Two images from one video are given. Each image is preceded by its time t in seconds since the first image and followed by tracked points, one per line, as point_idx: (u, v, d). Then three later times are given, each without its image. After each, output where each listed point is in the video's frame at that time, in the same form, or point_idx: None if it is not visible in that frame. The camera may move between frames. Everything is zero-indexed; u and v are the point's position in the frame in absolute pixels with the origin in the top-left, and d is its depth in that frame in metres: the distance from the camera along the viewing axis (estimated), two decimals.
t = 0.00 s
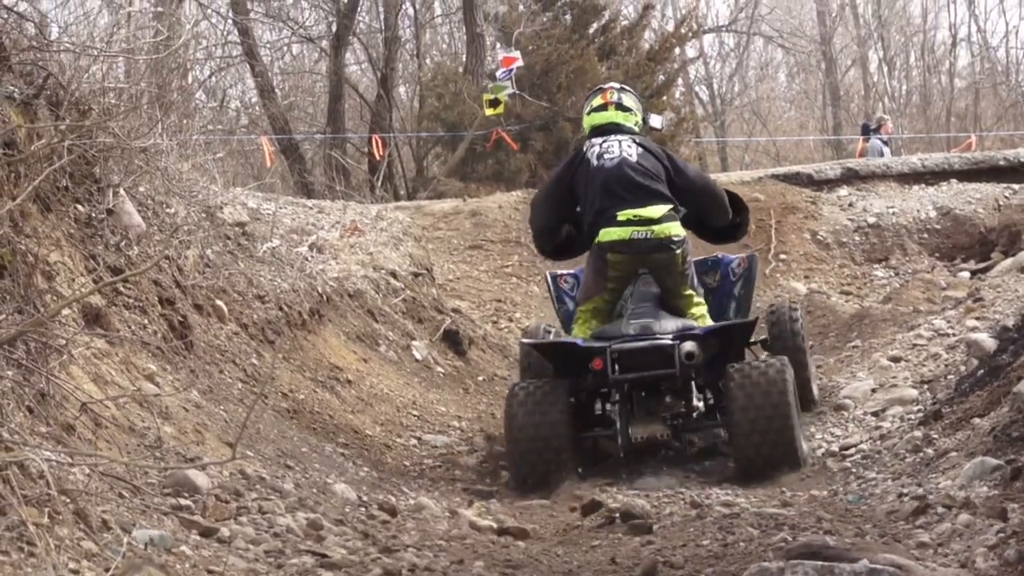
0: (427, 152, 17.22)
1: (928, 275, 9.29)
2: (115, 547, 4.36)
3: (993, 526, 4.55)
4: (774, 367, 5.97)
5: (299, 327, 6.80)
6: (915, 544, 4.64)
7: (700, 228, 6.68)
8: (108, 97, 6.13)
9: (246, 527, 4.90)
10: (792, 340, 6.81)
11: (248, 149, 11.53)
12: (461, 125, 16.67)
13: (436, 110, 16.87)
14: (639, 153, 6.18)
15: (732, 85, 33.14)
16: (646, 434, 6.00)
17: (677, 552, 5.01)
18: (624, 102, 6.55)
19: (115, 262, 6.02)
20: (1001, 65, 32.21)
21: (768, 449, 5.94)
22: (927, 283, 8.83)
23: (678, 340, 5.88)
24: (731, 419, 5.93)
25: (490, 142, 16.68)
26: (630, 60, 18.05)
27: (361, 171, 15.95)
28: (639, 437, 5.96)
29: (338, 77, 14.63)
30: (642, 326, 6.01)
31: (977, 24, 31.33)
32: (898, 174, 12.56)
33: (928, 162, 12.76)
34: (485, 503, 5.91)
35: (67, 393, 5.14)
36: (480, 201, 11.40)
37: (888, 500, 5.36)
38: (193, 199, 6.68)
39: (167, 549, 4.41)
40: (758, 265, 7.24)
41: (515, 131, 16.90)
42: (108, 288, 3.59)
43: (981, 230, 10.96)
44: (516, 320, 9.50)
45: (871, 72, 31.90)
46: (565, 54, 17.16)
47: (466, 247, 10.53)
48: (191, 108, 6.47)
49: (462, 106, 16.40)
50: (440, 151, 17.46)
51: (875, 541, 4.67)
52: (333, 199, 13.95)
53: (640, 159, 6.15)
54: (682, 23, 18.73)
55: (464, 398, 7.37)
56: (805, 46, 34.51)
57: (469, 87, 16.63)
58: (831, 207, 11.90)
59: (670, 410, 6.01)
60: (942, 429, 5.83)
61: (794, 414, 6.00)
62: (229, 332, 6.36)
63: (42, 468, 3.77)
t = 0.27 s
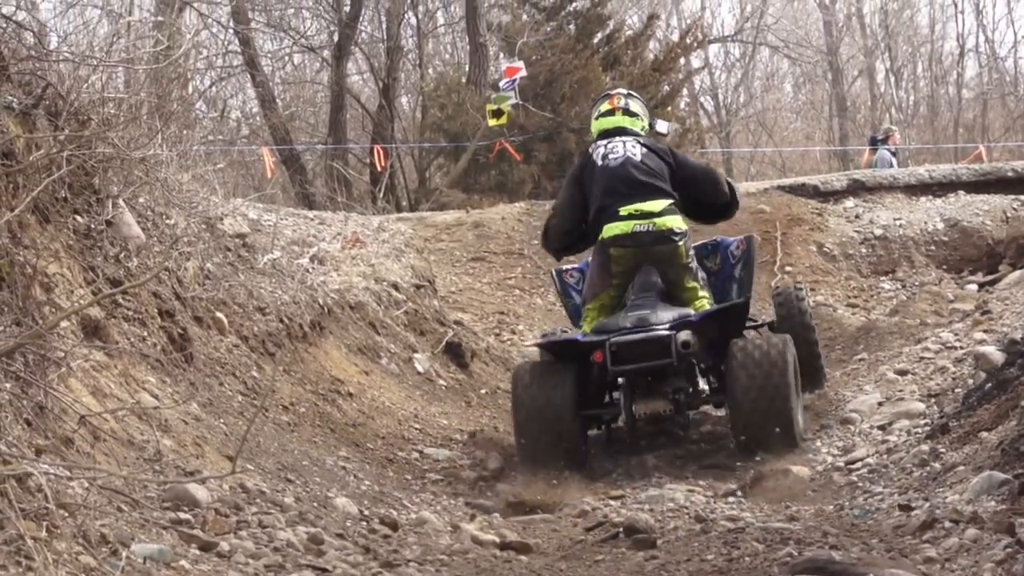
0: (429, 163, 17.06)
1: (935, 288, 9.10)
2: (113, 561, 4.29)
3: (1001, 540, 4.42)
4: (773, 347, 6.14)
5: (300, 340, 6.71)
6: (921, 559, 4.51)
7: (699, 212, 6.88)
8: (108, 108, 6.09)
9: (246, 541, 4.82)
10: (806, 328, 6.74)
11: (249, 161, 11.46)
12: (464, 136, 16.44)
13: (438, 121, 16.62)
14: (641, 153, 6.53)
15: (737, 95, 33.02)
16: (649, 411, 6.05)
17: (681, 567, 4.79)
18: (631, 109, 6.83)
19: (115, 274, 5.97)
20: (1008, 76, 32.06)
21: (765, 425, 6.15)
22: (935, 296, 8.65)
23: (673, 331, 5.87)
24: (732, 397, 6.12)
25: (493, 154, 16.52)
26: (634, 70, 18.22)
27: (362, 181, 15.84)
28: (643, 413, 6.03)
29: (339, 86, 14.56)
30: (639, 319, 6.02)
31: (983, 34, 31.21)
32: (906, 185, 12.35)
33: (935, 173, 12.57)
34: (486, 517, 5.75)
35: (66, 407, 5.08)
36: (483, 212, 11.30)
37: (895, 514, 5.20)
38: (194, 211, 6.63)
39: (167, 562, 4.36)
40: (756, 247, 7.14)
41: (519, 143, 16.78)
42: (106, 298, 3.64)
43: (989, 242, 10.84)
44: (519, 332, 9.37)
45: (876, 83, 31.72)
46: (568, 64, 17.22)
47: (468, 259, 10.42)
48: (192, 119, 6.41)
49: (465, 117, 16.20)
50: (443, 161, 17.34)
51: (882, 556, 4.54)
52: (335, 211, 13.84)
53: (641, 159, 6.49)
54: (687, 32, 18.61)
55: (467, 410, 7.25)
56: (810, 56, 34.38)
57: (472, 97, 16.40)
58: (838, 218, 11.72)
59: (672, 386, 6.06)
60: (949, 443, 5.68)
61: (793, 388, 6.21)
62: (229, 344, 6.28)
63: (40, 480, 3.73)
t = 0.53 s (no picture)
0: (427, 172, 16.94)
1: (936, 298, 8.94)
2: (106, 574, 4.21)
3: (1003, 555, 4.31)
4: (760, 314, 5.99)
5: (295, 350, 6.62)
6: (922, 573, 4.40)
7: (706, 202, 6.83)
8: (102, 117, 6.02)
9: (239, 552, 4.73)
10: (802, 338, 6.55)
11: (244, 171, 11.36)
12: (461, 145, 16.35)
13: (435, 130, 16.53)
14: (642, 147, 6.56)
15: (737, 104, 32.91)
16: (641, 376, 6.14)
17: None
18: (632, 111, 6.87)
19: (108, 283, 5.89)
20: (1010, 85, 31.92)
21: (755, 395, 6.01)
22: (937, 306, 8.50)
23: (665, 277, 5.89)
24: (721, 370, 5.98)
25: (489, 162, 16.39)
26: (633, 79, 18.21)
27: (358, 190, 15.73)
28: (635, 380, 6.12)
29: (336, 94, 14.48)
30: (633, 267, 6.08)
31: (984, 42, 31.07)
32: (907, 195, 12.21)
33: (938, 183, 12.40)
34: (482, 529, 5.63)
35: (58, 417, 5.00)
36: (480, 221, 11.20)
37: (896, 527, 5.07)
38: (189, 219, 6.56)
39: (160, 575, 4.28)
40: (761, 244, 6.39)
41: (517, 151, 16.72)
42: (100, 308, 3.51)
43: (990, 252, 10.80)
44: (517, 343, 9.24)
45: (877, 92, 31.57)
46: (567, 72, 17.07)
47: (466, 269, 10.32)
48: (186, 128, 6.34)
49: (462, 125, 16.04)
50: (440, 170, 17.20)
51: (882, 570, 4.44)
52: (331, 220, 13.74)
53: (642, 152, 6.52)
54: (686, 41, 18.52)
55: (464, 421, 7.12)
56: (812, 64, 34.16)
57: (468, 107, 16.16)
58: (839, 228, 11.56)
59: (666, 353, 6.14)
60: (950, 455, 5.56)
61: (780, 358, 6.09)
62: (224, 354, 6.20)
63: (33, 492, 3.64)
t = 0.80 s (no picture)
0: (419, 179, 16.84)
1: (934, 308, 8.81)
2: None
3: (1001, 567, 4.21)
4: (748, 296, 5.83)
5: (286, 360, 6.54)
6: None
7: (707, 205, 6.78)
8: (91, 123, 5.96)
9: (229, 563, 4.63)
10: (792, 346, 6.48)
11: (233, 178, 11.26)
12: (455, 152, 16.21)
13: (428, 136, 16.47)
14: (642, 140, 6.59)
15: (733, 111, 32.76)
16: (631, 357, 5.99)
17: None
18: (631, 110, 6.89)
19: (97, 291, 5.82)
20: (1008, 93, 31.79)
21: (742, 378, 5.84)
22: (934, 316, 8.36)
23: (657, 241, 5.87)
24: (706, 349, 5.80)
25: (483, 169, 16.28)
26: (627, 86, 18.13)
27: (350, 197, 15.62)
28: (624, 360, 5.96)
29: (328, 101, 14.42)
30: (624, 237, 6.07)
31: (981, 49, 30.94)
32: (904, 204, 12.07)
33: (935, 192, 12.27)
34: (475, 541, 5.52)
35: (46, 427, 4.92)
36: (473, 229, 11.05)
37: (893, 539, 4.97)
38: (178, 227, 6.49)
39: None
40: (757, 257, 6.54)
41: (508, 160, 16.77)
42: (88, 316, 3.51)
43: (988, 261, 10.71)
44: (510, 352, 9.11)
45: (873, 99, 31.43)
46: (561, 79, 17.19)
47: (459, 277, 10.20)
48: (175, 134, 6.27)
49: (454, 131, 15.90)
50: (433, 177, 17.07)
51: None
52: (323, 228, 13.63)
53: (641, 145, 6.55)
54: (680, 48, 18.45)
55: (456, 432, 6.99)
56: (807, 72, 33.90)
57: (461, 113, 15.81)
58: (835, 237, 11.35)
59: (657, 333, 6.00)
60: (946, 467, 5.47)
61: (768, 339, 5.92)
62: (214, 364, 6.13)
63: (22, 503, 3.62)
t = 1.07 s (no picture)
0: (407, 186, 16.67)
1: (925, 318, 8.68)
2: None
3: None
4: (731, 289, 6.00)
5: (271, 369, 6.45)
6: None
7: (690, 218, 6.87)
8: (75, 130, 5.89)
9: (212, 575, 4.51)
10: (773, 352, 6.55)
11: (216, 187, 11.13)
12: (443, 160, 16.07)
13: (417, 145, 16.29)
14: (638, 145, 6.68)
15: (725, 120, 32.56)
16: (619, 351, 6.24)
17: None
18: (625, 115, 6.97)
19: (81, 300, 5.74)
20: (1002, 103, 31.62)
21: (726, 362, 5.95)
22: (926, 325, 8.22)
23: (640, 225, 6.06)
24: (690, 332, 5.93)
25: (471, 178, 16.18)
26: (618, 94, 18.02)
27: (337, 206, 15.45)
28: (611, 354, 6.22)
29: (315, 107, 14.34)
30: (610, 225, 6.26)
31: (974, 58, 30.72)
32: (896, 214, 12.01)
33: (927, 203, 12.19)
34: (462, 553, 5.40)
35: (28, 436, 4.83)
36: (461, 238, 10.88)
37: (883, 552, 4.86)
38: (162, 236, 6.41)
39: None
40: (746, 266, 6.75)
41: (499, 168, 16.61)
42: (70, 325, 3.49)
43: (981, 272, 10.61)
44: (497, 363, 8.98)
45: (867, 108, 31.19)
46: (551, 87, 17.16)
47: (445, 287, 10.03)
48: (162, 141, 6.20)
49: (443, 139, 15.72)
50: (421, 186, 16.93)
51: None
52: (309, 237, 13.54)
53: (637, 148, 6.65)
54: (671, 56, 18.38)
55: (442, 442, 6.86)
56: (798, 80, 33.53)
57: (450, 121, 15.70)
58: (826, 248, 11.28)
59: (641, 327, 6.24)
60: (938, 480, 5.37)
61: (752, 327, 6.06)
62: (198, 373, 6.06)
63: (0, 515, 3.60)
